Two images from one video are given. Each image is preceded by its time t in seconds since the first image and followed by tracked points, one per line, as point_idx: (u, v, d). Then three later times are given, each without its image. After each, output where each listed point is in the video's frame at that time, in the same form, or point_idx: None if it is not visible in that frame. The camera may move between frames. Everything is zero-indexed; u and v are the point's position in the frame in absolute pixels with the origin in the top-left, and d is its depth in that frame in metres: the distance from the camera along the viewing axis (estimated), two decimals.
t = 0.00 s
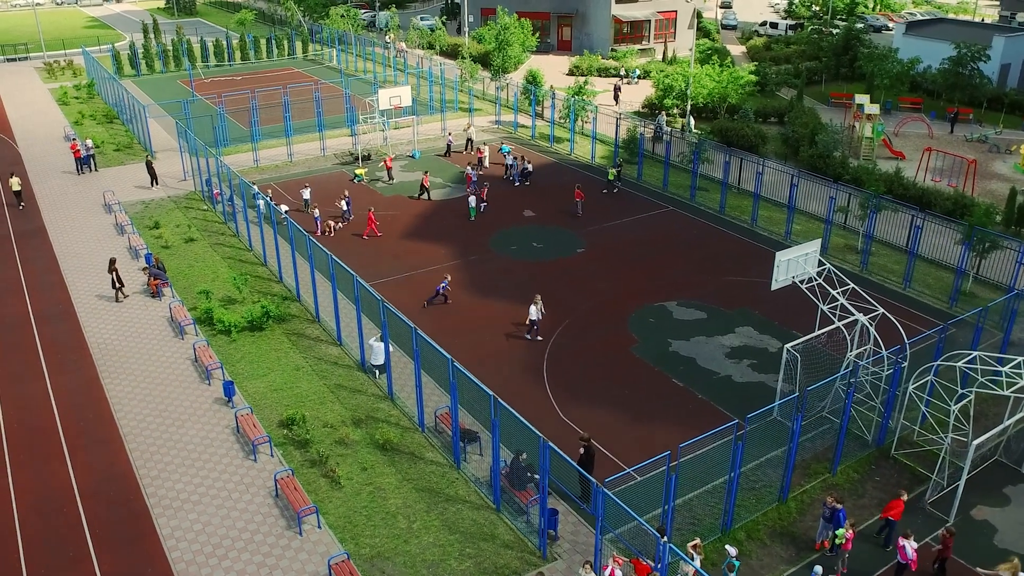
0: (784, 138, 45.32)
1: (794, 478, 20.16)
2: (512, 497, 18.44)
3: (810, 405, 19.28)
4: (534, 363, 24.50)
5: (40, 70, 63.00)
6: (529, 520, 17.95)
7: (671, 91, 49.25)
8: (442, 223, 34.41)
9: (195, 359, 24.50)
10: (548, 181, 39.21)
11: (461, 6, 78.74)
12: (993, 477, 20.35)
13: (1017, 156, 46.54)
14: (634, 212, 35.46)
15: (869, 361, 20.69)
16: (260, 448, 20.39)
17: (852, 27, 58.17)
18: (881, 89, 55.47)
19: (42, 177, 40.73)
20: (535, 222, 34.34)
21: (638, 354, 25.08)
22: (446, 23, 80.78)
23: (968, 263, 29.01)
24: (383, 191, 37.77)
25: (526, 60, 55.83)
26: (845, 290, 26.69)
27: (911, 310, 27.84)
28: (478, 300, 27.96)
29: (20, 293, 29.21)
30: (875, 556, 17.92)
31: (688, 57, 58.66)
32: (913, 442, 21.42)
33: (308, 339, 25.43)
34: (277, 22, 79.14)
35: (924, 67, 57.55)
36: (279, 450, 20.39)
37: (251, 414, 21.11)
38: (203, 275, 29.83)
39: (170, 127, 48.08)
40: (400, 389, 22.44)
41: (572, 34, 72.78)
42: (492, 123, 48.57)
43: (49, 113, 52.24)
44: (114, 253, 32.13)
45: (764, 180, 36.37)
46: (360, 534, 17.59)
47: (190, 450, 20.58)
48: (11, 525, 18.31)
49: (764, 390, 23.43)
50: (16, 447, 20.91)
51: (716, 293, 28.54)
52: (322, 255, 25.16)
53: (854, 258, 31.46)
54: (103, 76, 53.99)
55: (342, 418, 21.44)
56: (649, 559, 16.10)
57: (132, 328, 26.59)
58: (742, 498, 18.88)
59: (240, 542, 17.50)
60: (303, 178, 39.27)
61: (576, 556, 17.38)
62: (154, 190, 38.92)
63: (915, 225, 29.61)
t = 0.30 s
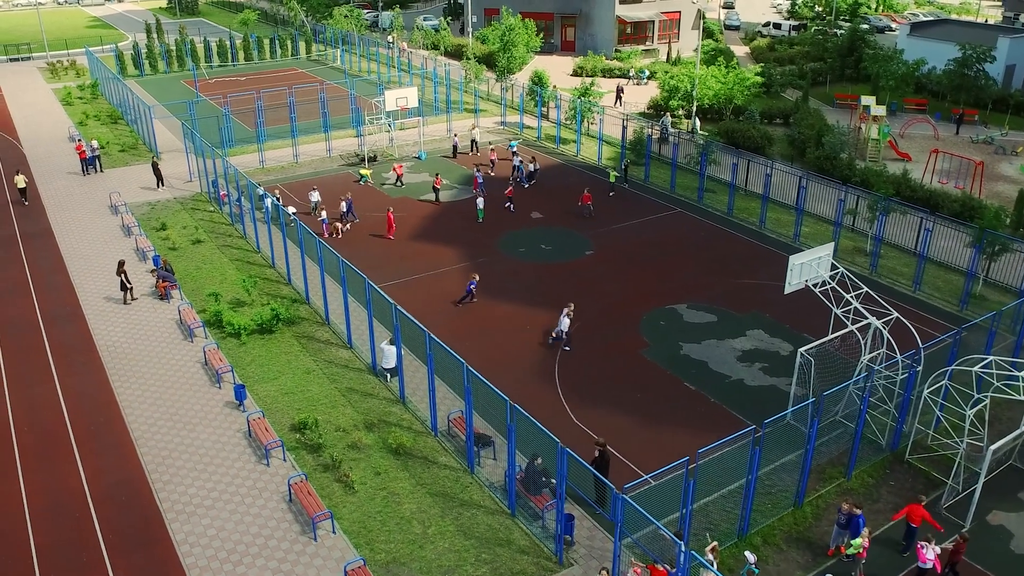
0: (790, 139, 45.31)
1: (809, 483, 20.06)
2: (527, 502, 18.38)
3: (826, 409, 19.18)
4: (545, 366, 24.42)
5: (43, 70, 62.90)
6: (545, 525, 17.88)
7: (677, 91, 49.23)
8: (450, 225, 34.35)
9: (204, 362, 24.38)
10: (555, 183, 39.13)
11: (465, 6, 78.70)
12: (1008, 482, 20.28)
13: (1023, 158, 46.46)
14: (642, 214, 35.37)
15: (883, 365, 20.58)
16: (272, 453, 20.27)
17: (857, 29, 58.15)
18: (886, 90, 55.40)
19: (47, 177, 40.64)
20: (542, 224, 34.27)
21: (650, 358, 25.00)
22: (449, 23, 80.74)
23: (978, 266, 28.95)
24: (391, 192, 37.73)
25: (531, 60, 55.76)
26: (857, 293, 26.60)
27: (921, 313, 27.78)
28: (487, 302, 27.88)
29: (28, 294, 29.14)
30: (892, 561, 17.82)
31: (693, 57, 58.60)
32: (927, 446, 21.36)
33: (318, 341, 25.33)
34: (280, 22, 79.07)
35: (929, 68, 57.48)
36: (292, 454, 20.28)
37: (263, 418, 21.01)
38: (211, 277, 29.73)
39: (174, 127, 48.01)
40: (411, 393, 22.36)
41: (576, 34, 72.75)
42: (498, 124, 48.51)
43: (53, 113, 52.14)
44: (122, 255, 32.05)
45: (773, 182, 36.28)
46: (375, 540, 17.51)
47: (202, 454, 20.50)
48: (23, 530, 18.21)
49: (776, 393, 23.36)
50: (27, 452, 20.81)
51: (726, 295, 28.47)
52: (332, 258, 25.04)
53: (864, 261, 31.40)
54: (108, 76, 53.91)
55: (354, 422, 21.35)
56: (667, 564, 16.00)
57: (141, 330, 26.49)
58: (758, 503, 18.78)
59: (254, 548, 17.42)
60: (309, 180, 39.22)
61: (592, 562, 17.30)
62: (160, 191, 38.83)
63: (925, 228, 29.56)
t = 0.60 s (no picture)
0: (798, 141, 45.22)
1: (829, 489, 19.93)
2: (548, 510, 18.27)
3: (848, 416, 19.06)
4: (561, 371, 24.28)
5: (47, 70, 62.72)
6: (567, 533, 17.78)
7: (684, 93, 49.22)
8: (460, 228, 34.24)
9: (218, 367, 24.24)
10: (565, 185, 39.01)
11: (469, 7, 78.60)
12: None
13: None
14: (653, 217, 35.26)
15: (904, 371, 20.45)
16: (289, 460, 20.12)
17: (864, 30, 58.11)
18: (893, 92, 55.32)
19: (54, 179, 40.47)
20: (553, 227, 34.16)
21: (666, 362, 24.89)
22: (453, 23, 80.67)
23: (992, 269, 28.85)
24: (400, 195, 37.67)
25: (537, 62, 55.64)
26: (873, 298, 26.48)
27: (936, 317, 27.69)
28: (500, 306, 27.73)
29: (38, 297, 28.99)
30: (915, 568, 17.68)
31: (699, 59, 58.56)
32: (947, 453, 21.24)
33: (331, 346, 25.19)
34: (284, 22, 78.93)
35: (935, 70, 57.42)
36: (309, 461, 20.14)
37: (279, 425, 20.87)
38: (222, 281, 29.58)
39: (180, 128, 47.84)
40: (428, 398, 22.24)
41: (580, 35, 72.73)
42: (505, 125, 48.42)
43: (58, 114, 51.96)
44: (131, 258, 31.89)
45: (784, 184, 36.16)
46: (396, 548, 17.38)
47: (218, 461, 20.35)
48: (40, 538, 18.06)
49: (794, 399, 23.25)
50: (41, 457, 20.65)
51: (740, 299, 28.36)
52: (347, 262, 24.91)
53: (876, 264, 31.30)
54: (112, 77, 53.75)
55: (371, 428, 21.22)
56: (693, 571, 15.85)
57: (153, 334, 26.34)
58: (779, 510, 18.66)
59: (274, 556, 17.28)
60: (318, 182, 39.13)
61: (615, 570, 17.17)
62: (167, 193, 38.68)
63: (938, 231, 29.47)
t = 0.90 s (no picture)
0: (806, 143, 45.11)
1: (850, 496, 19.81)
2: (569, 517, 18.18)
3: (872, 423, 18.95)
4: (576, 376, 24.13)
5: (49, 70, 62.48)
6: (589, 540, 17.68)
7: (691, 94, 49.01)
8: (470, 230, 34.08)
9: (231, 372, 24.07)
10: (574, 187, 38.90)
11: (472, 7, 78.45)
12: None
13: None
14: (663, 220, 35.15)
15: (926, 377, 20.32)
16: (308, 467, 19.94)
17: (870, 31, 58.02)
18: (899, 93, 55.22)
19: (60, 181, 40.28)
20: (564, 230, 34.05)
21: (681, 367, 24.77)
22: (456, 24, 80.53)
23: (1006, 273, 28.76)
24: (409, 198, 37.62)
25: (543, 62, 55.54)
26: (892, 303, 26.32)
27: (950, 321, 27.62)
28: (515, 310, 27.63)
29: (48, 302, 28.81)
30: None
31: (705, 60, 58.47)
32: (967, 459, 21.09)
33: (345, 350, 25.04)
34: (287, 23, 78.76)
35: (942, 71, 57.31)
36: (327, 468, 19.96)
37: (296, 431, 20.69)
38: (233, 284, 29.41)
39: (186, 130, 47.67)
40: (445, 404, 22.11)
41: (584, 36, 72.72)
42: (512, 126, 48.31)
43: (62, 115, 51.75)
44: (140, 261, 31.71)
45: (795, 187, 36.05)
46: (418, 557, 17.24)
47: (234, 467, 20.16)
48: (58, 547, 17.89)
49: (811, 404, 23.12)
50: (56, 464, 20.47)
51: (754, 303, 28.22)
52: (361, 266, 24.75)
53: (888, 267, 31.24)
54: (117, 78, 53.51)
55: (388, 435, 21.07)
56: None
57: (165, 339, 26.16)
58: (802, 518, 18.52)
59: (295, 566, 17.11)
60: (326, 184, 39.01)
61: None
62: (175, 195, 38.51)
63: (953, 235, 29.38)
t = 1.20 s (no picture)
0: (814, 144, 44.98)
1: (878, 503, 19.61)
2: (597, 526, 17.97)
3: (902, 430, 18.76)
4: (596, 382, 23.91)
5: (50, 70, 62.03)
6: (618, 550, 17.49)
7: (699, 95, 49.22)
8: (482, 234, 33.88)
9: (247, 379, 23.82)
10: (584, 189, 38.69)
11: (474, 8, 78.20)
12: None
13: None
14: (676, 224, 35.02)
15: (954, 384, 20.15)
16: (329, 476, 19.65)
17: (877, 33, 57.78)
18: (906, 95, 55.11)
19: (66, 183, 39.93)
20: (577, 233, 33.88)
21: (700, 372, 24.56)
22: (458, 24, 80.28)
23: None
24: (419, 200, 37.44)
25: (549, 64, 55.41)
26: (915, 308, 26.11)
27: (967, 325, 27.40)
28: (531, 315, 27.40)
29: (59, 306, 28.48)
30: None
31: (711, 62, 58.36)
32: (993, 465, 20.92)
33: (361, 356, 24.79)
34: (288, 23, 78.40)
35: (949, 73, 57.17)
36: (349, 477, 19.68)
37: (316, 439, 20.42)
38: (245, 288, 29.15)
39: (191, 131, 47.33)
40: (466, 411, 21.89)
41: (588, 36, 72.56)
42: (519, 128, 48.28)
43: (65, 115, 51.35)
44: (150, 265, 31.41)
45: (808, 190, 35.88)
46: (445, 568, 17.01)
47: (254, 476, 19.87)
48: (78, 558, 17.61)
49: (834, 410, 22.92)
50: (73, 473, 20.21)
51: (771, 307, 28.04)
52: (379, 272, 24.56)
53: (903, 270, 31.06)
54: (120, 78, 53.13)
55: (410, 443, 20.83)
56: None
57: (178, 344, 25.88)
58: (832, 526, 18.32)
59: None
60: (335, 187, 38.80)
61: None
62: (182, 198, 38.20)
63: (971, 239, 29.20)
